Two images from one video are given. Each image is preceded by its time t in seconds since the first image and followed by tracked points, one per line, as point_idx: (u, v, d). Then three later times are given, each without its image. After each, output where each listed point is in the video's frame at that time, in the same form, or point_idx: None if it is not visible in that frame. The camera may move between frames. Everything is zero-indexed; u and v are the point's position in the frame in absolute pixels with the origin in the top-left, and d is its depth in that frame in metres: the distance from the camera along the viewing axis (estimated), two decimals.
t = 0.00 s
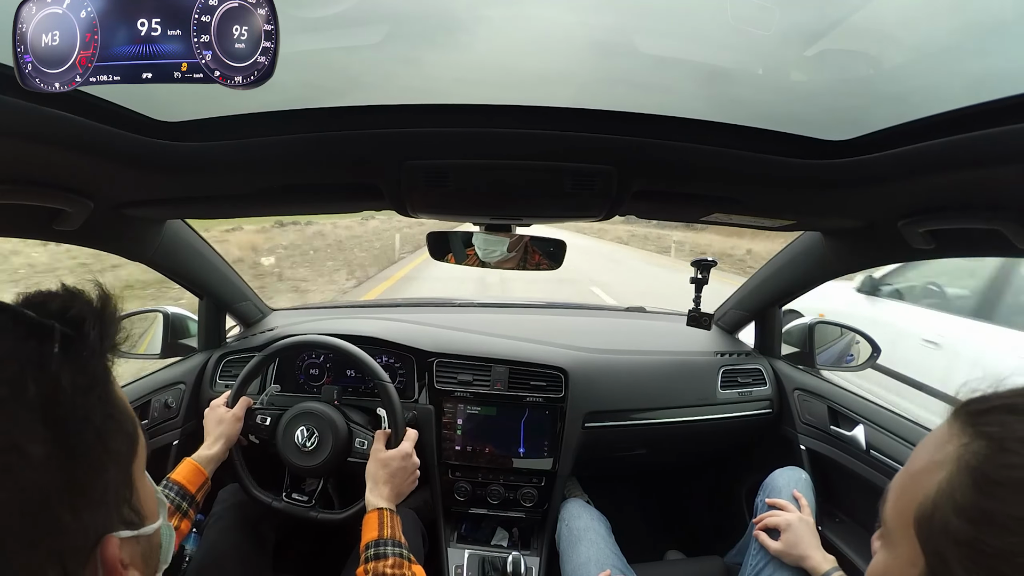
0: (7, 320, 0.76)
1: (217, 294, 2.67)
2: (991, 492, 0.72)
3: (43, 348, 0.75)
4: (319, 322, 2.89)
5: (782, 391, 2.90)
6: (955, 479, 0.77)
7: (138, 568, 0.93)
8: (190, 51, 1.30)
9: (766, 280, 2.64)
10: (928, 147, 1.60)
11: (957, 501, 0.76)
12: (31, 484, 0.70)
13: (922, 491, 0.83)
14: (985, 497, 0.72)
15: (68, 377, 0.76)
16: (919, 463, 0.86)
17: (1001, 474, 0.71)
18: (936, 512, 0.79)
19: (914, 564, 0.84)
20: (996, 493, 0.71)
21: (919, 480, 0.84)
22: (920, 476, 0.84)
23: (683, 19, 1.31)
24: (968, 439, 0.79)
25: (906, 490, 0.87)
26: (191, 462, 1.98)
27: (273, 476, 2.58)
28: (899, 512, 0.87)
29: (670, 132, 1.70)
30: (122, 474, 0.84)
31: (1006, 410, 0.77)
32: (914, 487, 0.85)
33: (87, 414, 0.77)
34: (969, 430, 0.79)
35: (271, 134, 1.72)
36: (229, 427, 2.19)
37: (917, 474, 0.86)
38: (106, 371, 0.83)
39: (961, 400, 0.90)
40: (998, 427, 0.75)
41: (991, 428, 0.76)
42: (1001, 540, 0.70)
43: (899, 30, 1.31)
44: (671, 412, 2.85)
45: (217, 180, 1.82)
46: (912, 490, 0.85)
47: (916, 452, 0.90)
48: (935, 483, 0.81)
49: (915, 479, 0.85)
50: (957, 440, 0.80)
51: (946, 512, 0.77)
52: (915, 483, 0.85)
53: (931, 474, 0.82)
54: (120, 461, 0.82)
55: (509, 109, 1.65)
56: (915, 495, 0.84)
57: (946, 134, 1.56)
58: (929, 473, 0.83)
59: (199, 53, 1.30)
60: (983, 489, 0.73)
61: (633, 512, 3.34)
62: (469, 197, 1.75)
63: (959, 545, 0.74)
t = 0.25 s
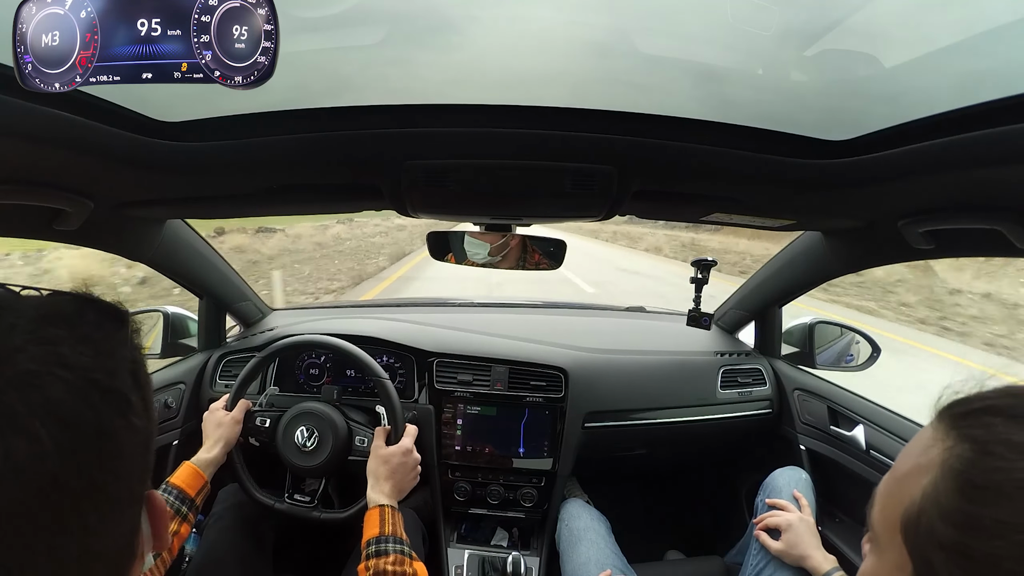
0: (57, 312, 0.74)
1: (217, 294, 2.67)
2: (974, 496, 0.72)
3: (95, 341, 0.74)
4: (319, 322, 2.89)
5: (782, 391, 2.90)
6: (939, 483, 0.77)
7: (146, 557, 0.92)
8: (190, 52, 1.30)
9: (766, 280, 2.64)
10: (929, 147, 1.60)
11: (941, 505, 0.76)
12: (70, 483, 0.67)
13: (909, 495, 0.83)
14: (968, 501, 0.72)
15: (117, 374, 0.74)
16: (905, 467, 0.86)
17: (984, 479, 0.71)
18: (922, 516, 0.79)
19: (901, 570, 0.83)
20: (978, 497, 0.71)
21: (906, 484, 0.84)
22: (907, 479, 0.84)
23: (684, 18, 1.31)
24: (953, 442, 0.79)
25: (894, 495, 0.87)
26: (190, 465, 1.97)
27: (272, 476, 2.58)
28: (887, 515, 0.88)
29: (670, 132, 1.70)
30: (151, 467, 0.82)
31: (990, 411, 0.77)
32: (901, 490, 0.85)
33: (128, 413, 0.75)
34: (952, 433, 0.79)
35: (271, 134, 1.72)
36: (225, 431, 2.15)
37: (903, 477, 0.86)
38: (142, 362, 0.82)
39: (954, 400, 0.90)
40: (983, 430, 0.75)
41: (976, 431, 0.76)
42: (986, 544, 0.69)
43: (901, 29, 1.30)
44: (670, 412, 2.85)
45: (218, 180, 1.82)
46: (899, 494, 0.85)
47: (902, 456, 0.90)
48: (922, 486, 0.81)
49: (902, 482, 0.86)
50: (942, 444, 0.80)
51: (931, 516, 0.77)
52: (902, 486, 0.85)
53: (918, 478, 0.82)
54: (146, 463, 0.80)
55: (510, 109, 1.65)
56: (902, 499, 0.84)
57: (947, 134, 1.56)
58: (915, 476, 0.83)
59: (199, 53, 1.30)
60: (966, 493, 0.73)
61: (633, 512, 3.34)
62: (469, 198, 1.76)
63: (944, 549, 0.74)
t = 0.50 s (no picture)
0: (56, 315, 0.73)
1: (217, 294, 2.67)
2: (995, 482, 0.72)
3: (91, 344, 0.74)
4: (319, 322, 2.89)
5: (782, 391, 2.90)
6: (960, 470, 0.78)
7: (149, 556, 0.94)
8: (190, 52, 1.30)
9: (766, 280, 2.64)
10: (928, 147, 1.60)
11: (962, 493, 0.76)
12: (72, 486, 0.68)
13: (927, 484, 0.83)
14: (988, 488, 0.72)
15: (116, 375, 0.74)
16: (925, 456, 0.86)
17: (1006, 466, 0.72)
18: (941, 505, 0.79)
19: (919, 555, 0.83)
20: (999, 484, 0.72)
21: (925, 472, 0.84)
22: (926, 469, 0.84)
23: (684, 18, 1.31)
24: (975, 430, 0.79)
25: (911, 484, 0.87)
26: (186, 466, 1.96)
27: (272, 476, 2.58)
28: (904, 504, 0.88)
29: (669, 132, 1.70)
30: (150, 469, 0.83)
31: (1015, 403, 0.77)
32: (920, 480, 0.85)
33: (128, 415, 0.75)
34: (976, 421, 0.80)
35: (271, 134, 1.72)
36: (224, 434, 2.16)
37: (923, 467, 0.86)
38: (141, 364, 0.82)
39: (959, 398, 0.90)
40: (1006, 419, 0.76)
41: (1000, 420, 0.76)
42: (1002, 531, 0.69)
43: (902, 29, 1.30)
44: (670, 412, 2.85)
45: (217, 180, 1.82)
46: (917, 483, 0.85)
47: (921, 447, 0.90)
48: (941, 474, 0.81)
49: (920, 472, 0.86)
50: (965, 431, 0.80)
51: (951, 504, 0.77)
52: (920, 475, 0.85)
53: (937, 466, 0.83)
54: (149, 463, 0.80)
55: (510, 109, 1.65)
56: (920, 488, 0.84)
57: (946, 134, 1.56)
58: (934, 465, 0.83)
59: (199, 53, 1.30)
60: (987, 480, 0.73)
61: (632, 512, 3.35)
62: (468, 198, 1.76)
63: (962, 537, 0.74)
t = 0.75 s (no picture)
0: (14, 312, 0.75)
1: (217, 293, 2.67)
2: (1002, 491, 0.72)
3: (30, 330, 0.75)
4: (319, 322, 2.89)
5: (782, 391, 2.90)
6: (967, 476, 0.78)
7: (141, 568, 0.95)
8: (190, 51, 1.30)
9: (766, 280, 2.64)
10: (929, 147, 1.60)
11: (969, 499, 0.76)
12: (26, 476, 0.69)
13: (933, 489, 0.83)
14: (995, 497, 0.72)
15: (56, 359, 0.74)
16: (931, 460, 0.86)
17: (1016, 475, 0.72)
18: (947, 510, 0.79)
19: (923, 560, 0.83)
20: (1005, 494, 0.72)
21: (931, 477, 0.84)
22: (933, 473, 0.84)
23: (684, 18, 1.31)
24: (983, 437, 0.79)
25: (917, 488, 0.87)
26: (190, 474, 1.97)
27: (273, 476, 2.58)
28: (910, 507, 0.88)
29: (670, 132, 1.70)
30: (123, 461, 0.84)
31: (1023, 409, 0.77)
32: (926, 484, 0.85)
33: (87, 406, 0.76)
34: (983, 427, 0.79)
35: (271, 134, 1.72)
36: (225, 438, 2.16)
37: (930, 471, 0.86)
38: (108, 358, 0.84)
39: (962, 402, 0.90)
40: (1014, 427, 0.76)
41: (1009, 428, 0.76)
42: (1008, 541, 0.70)
43: (903, 29, 1.30)
44: (670, 412, 2.85)
45: (217, 180, 1.81)
46: (924, 486, 0.85)
47: (927, 450, 0.90)
48: (948, 480, 0.81)
49: (926, 476, 0.86)
50: (972, 437, 0.80)
51: (958, 511, 0.77)
52: (926, 480, 0.85)
53: (944, 471, 0.83)
54: (106, 455, 0.79)
55: (510, 109, 1.65)
56: (925, 492, 0.85)
57: (947, 134, 1.56)
58: (941, 470, 0.83)
59: (199, 52, 1.30)
60: (994, 489, 0.73)
61: (632, 512, 3.35)
62: (469, 198, 1.76)
63: (967, 544, 0.75)
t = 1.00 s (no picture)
0: None
1: (217, 294, 2.67)
2: (1003, 485, 0.72)
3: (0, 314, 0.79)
4: (319, 322, 2.89)
5: (782, 391, 2.90)
6: (969, 471, 0.78)
7: (126, 563, 0.98)
8: (190, 51, 1.30)
9: (766, 281, 2.64)
10: (928, 147, 1.60)
11: (971, 494, 0.76)
12: None
13: (936, 485, 0.83)
14: (998, 492, 0.72)
15: (20, 342, 0.78)
16: (935, 457, 0.86)
17: (1018, 469, 0.72)
18: (950, 505, 0.79)
19: (928, 555, 0.83)
20: (1006, 487, 0.72)
21: (934, 473, 0.84)
22: (936, 469, 0.84)
23: (684, 18, 1.31)
24: (986, 433, 0.79)
25: (922, 483, 0.87)
26: (191, 480, 1.98)
27: (273, 476, 2.58)
28: (914, 502, 0.88)
29: (670, 132, 1.70)
30: (98, 445, 0.86)
31: None
32: (929, 480, 0.85)
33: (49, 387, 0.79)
34: (987, 424, 0.79)
35: (271, 134, 1.72)
36: (225, 443, 2.16)
37: (933, 466, 0.86)
38: (88, 345, 0.87)
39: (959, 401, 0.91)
40: (1018, 422, 0.75)
41: (1013, 423, 0.76)
42: (1009, 535, 0.70)
43: (902, 29, 1.30)
44: (670, 412, 2.85)
45: (217, 180, 1.81)
46: (927, 482, 0.85)
47: (928, 448, 0.90)
48: (950, 475, 0.81)
49: (930, 472, 0.86)
50: (977, 432, 0.80)
51: (961, 506, 0.77)
52: (930, 475, 0.85)
53: (947, 467, 0.83)
54: (74, 437, 0.81)
55: (510, 109, 1.65)
56: (928, 488, 0.85)
57: (947, 134, 1.56)
58: (945, 466, 0.83)
59: (199, 53, 1.30)
60: (995, 483, 0.73)
61: (632, 512, 3.35)
62: (469, 198, 1.75)
63: (971, 539, 0.75)
